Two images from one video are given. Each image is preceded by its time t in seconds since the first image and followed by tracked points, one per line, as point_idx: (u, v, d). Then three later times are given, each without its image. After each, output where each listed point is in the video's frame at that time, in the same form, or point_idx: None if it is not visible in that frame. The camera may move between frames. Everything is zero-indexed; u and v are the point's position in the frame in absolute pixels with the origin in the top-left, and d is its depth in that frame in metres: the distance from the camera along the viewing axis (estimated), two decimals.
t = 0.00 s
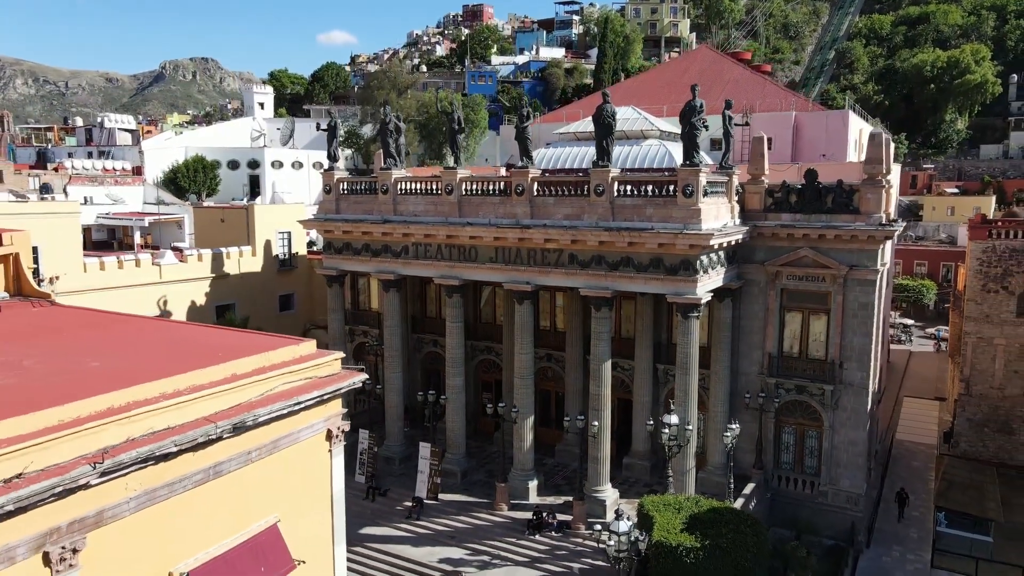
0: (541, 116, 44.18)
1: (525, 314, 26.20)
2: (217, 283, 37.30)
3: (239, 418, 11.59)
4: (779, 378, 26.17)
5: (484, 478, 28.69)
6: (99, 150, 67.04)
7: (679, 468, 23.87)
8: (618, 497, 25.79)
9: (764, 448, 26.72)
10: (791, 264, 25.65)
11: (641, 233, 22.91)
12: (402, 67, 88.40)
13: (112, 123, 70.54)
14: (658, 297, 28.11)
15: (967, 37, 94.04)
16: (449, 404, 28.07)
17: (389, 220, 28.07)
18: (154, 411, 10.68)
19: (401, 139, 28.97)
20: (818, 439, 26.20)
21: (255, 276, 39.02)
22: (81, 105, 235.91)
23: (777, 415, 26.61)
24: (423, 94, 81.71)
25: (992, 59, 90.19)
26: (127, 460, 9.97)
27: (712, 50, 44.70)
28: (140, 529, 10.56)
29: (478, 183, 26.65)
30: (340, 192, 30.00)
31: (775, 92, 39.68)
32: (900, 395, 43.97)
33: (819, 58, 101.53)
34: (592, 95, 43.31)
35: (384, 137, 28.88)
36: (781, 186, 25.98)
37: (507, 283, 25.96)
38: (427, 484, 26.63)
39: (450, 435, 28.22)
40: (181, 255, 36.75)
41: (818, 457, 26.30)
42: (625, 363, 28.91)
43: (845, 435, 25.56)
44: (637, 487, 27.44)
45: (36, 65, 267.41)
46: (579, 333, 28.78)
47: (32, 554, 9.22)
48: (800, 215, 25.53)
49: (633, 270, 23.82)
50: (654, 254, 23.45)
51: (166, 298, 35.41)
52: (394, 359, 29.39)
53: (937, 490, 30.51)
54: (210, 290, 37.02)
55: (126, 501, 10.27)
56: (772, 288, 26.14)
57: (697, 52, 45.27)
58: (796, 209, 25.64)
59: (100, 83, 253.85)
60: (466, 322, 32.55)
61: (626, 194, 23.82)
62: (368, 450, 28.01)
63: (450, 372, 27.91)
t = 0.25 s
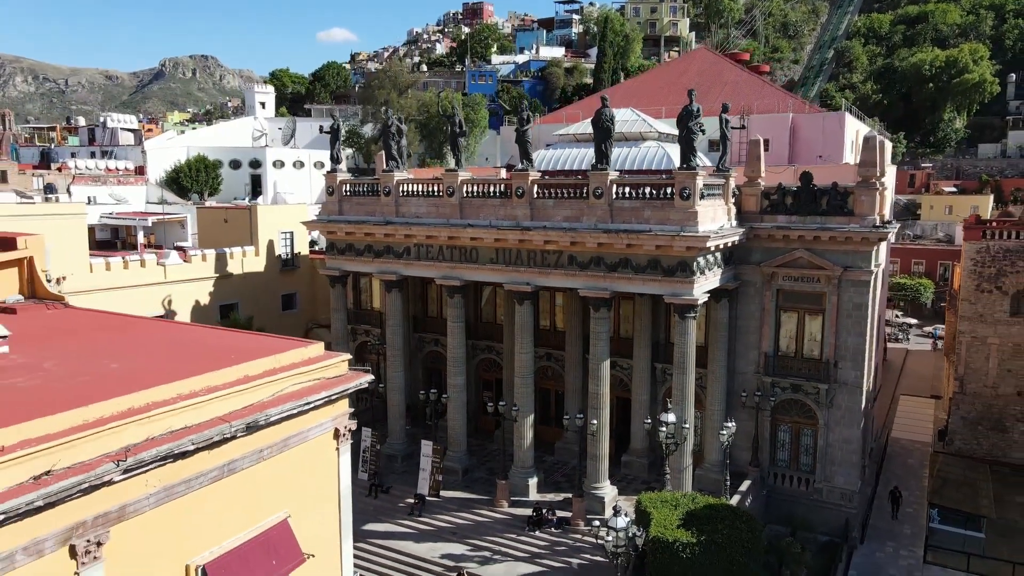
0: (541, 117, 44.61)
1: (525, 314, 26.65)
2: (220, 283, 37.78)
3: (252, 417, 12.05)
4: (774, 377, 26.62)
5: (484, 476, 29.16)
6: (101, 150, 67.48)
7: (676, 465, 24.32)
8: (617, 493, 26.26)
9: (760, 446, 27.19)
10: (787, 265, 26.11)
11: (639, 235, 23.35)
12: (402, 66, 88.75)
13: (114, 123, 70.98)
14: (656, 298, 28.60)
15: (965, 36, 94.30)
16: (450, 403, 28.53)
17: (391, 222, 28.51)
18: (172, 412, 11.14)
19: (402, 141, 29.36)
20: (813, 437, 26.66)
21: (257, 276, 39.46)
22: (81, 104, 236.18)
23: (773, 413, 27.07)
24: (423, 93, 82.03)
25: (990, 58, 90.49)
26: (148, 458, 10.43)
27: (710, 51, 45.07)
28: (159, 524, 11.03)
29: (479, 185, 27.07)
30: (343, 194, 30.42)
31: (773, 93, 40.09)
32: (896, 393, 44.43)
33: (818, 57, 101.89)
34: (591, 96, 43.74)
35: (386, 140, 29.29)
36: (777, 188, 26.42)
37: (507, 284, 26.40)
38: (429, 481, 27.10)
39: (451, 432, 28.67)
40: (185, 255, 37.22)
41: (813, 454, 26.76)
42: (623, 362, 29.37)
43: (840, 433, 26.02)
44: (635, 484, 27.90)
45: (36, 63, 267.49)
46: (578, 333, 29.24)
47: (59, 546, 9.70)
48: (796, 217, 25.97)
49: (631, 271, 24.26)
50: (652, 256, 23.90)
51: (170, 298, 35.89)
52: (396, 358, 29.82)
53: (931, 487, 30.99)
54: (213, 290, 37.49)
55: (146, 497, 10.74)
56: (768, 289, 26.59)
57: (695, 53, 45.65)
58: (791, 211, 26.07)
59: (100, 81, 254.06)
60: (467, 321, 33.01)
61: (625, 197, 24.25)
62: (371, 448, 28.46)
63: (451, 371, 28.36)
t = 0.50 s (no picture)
0: (541, 117, 45.04)
1: (526, 314, 27.10)
2: (224, 282, 38.26)
3: (264, 416, 12.49)
4: (770, 376, 27.07)
5: (485, 473, 29.63)
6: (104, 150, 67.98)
7: (674, 462, 24.76)
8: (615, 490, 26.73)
9: (756, 444, 27.65)
10: (783, 266, 26.55)
11: (638, 237, 23.79)
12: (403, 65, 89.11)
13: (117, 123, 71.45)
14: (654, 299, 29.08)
15: (964, 35, 94.61)
16: (451, 401, 28.98)
17: (393, 223, 28.96)
18: (188, 411, 11.58)
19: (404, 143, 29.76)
20: (809, 434, 27.10)
21: (261, 275, 39.92)
22: (82, 102, 236.52)
23: (769, 411, 27.51)
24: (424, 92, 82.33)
25: (988, 58, 90.79)
26: (167, 455, 10.88)
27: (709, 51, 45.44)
28: (176, 518, 11.48)
29: (480, 187, 27.48)
30: (346, 195, 30.85)
31: (770, 94, 40.51)
32: (893, 391, 44.89)
33: (818, 56, 102.22)
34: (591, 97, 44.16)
35: (388, 142, 29.70)
36: (773, 190, 26.84)
37: (508, 285, 26.85)
38: (431, 478, 27.57)
39: (453, 430, 29.11)
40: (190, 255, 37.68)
41: (808, 452, 27.21)
42: (622, 360, 29.82)
43: (835, 431, 26.47)
44: (634, 481, 28.37)
45: (37, 61, 267.76)
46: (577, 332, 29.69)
47: (84, 539, 10.16)
48: (792, 219, 26.37)
49: (630, 272, 24.70)
50: (650, 257, 24.34)
51: (175, 297, 36.37)
52: (398, 357, 30.25)
53: (925, 484, 31.46)
54: (217, 290, 37.95)
55: (165, 492, 11.19)
56: (764, 289, 27.04)
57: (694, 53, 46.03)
58: (788, 212, 26.46)
59: (100, 79, 254.30)
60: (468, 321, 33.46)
61: (624, 199, 24.67)
62: (373, 445, 28.90)
63: (452, 370, 28.80)
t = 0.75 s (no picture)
0: (541, 118, 45.42)
1: (526, 313, 27.54)
2: (228, 282, 38.68)
3: (275, 414, 12.94)
4: (767, 375, 27.52)
5: (486, 470, 30.10)
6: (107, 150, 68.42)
7: (671, 459, 25.20)
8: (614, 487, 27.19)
9: (752, 441, 28.11)
10: (779, 266, 26.98)
11: (636, 238, 24.22)
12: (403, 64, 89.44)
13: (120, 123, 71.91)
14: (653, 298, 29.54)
15: (963, 35, 94.95)
16: (452, 399, 29.41)
17: (395, 224, 29.40)
18: (202, 409, 12.03)
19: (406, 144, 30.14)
20: (804, 432, 27.54)
21: (263, 275, 40.35)
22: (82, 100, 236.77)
23: (765, 409, 27.98)
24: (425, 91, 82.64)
25: (987, 57, 91.13)
26: (183, 452, 11.33)
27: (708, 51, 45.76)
28: (191, 512, 11.94)
29: (481, 188, 27.88)
30: (348, 196, 31.24)
31: (768, 96, 40.89)
32: (889, 390, 45.33)
33: (817, 55, 102.54)
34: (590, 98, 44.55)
35: (390, 143, 30.08)
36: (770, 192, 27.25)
37: (508, 285, 27.29)
38: (432, 475, 28.04)
39: (454, 428, 29.54)
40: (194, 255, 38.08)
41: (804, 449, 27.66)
42: (621, 359, 30.25)
43: (830, 429, 26.92)
44: (632, 478, 28.83)
45: (37, 59, 268.03)
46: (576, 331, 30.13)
47: (106, 532, 10.62)
48: (788, 220, 26.74)
49: (628, 272, 25.13)
50: (648, 258, 24.77)
51: (179, 297, 36.77)
52: (400, 356, 30.66)
53: (919, 481, 31.92)
54: (220, 289, 38.38)
55: (181, 487, 11.64)
56: (761, 289, 27.47)
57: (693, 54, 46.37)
58: (784, 213, 26.82)
59: (100, 78, 254.42)
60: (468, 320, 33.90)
61: (622, 201, 25.10)
62: (375, 443, 29.34)
63: (454, 369, 29.23)
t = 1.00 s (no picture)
0: (541, 119, 45.86)
1: (526, 313, 27.99)
2: (231, 281, 39.12)
3: (284, 413, 13.39)
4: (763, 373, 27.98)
5: (486, 467, 30.57)
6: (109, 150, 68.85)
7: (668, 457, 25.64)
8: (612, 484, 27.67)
9: (749, 439, 28.57)
10: (775, 267, 27.41)
11: (634, 240, 24.66)
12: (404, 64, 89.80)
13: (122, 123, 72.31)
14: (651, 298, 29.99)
15: (961, 34, 95.31)
16: (453, 397, 29.84)
17: (397, 225, 29.84)
18: (215, 408, 12.48)
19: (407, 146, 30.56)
20: (800, 430, 28.00)
21: (266, 274, 40.79)
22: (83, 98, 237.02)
23: (761, 408, 28.44)
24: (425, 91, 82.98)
25: (984, 56, 91.52)
26: (198, 449, 11.79)
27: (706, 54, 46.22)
28: (205, 507, 12.39)
29: (482, 190, 28.32)
30: (350, 197, 31.68)
31: (765, 97, 41.33)
32: (885, 388, 45.79)
33: (816, 54, 102.87)
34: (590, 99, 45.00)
35: (392, 146, 30.50)
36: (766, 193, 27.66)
37: (508, 285, 27.74)
38: (434, 472, 28.51)
39: (455, 426, 30.00)
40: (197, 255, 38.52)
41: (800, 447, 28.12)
42: (619, 358, 30.71)
43: (825, 427, 27.38)
44: (630, 475, 29.30)
45: (38, 57, 268.26)
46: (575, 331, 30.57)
47: (125, 525, 11.09)
48: (783, 221, 27.18)
49: (626, 273, 25.57)
50: (646, 259, 25.21)
51: (184, 296, 37.21)
52: (401, 355, 31.11)
53: (913, 479, 32.39)
54: (224, 289, 38.83)
55: (196, 483, 12.10)
56: (757, 290, 27.91)
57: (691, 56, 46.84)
58: (779, 215, 27.24)
59: (101, 76, 254.61)
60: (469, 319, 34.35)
61: (620, 203, 25.54)
62: (377, 441, 29.76)
63: (455, 367, 29.69)
